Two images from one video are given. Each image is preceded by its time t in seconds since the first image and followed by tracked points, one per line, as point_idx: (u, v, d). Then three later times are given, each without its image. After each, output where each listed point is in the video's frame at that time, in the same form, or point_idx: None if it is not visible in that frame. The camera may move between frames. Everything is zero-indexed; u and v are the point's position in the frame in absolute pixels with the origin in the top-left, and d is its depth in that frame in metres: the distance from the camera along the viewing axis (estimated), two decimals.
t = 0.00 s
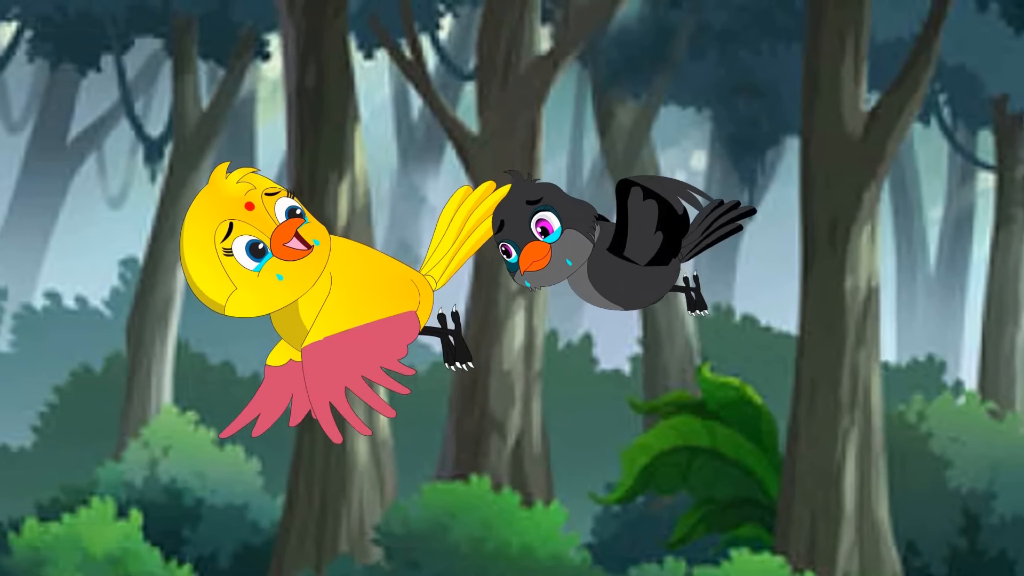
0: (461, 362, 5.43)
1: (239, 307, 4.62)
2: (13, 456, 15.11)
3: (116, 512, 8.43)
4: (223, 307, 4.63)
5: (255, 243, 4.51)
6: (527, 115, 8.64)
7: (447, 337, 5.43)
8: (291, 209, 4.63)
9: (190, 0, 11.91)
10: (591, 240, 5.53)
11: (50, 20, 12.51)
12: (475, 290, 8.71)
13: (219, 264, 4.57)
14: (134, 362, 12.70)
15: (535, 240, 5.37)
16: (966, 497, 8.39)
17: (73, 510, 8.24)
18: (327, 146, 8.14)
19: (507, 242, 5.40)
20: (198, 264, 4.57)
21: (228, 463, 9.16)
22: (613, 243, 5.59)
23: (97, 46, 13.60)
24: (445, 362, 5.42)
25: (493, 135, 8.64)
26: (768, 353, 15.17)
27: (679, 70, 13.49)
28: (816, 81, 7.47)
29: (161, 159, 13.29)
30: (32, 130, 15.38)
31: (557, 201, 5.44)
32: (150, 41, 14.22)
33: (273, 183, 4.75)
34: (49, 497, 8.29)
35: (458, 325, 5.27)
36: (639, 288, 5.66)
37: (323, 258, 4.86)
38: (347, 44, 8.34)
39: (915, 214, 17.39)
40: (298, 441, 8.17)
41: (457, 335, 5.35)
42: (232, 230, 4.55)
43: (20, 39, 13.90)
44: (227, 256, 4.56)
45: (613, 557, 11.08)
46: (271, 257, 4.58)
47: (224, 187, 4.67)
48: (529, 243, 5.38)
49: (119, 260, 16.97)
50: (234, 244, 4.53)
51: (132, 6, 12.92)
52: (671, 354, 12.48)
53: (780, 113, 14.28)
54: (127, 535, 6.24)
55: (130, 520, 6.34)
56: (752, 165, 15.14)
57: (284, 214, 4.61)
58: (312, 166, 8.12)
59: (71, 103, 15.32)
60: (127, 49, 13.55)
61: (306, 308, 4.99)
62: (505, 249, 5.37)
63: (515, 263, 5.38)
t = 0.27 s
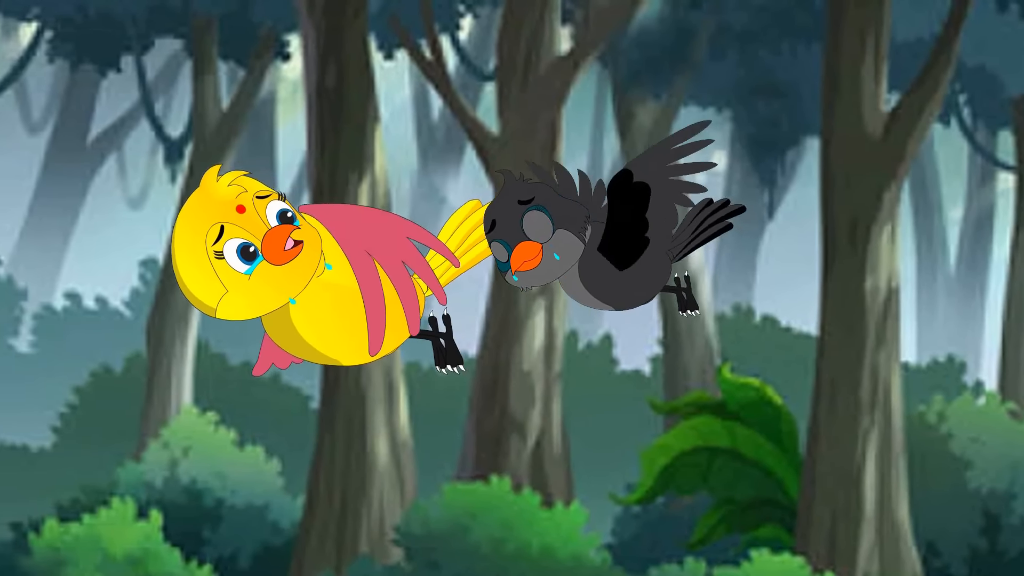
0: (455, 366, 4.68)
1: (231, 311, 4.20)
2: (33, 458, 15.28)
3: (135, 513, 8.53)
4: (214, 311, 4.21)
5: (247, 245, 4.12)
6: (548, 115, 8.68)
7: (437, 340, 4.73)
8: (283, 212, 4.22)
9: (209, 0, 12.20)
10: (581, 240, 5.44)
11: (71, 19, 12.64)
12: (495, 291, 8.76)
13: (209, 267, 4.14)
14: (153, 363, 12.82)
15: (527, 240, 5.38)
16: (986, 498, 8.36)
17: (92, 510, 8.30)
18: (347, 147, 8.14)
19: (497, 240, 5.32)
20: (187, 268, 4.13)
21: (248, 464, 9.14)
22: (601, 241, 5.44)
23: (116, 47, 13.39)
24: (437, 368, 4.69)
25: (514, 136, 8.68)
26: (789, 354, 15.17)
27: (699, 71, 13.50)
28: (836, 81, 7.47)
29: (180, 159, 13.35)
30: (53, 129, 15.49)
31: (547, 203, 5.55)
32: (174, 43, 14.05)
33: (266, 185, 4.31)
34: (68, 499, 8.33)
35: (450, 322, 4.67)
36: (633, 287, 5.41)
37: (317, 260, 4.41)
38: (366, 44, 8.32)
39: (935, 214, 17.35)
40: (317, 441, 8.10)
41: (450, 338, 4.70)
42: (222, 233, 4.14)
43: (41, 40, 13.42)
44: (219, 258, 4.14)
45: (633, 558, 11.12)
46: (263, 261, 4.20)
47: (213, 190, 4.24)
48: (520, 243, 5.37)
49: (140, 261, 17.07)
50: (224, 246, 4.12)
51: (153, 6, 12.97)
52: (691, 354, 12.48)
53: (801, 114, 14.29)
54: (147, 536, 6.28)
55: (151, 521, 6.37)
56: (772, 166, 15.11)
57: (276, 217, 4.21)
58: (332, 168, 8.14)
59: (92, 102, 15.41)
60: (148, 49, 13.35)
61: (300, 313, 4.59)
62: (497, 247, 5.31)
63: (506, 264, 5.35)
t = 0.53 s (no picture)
0: (455, 370, 4.77)
1: (231, 314, 4.52)
2: (62, 459, 15.43)
3: (166, 515, 8.41)
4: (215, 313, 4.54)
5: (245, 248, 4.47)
6: (578, 117, 8.75)
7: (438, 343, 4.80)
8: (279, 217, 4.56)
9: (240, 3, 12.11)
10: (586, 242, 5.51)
11: (99, 22, 12.50)
12: (525, 295, 8.82)
13: (210, 269, 4.50)
14: (184, 365, 12.98)
15: (529, 238, 5.12)
16: (1017, 499, 8.33)
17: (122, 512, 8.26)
18: (377, 149, 8.09)
19: (499, 236, 5.05)
20: (188, 269, 4.50)
21: (277, 466, 9.01)
22: (607, 246, 5.57)
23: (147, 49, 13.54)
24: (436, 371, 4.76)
25: (544, 138, 8.75)
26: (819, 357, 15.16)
27: (729, 73, 13.50)
28: (865, 83, 7.49)
29: (211, 161, 13.42)
30: (83, 131, 15.52)
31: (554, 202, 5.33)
32: (200, 47, 14.18)
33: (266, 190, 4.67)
34: (99, 501, 8.29)
35: (452, 325, 4.78)
36: (633, 288, 5.61)
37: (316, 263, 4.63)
38: (396, 46, 8.29)
39: (965, 216, 17.27)
40: (348, 443, 8.19)
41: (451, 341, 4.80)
42: (221, 237, 4.48)
43: (70, 41, 13.76)
44: (219, 262, 4.49)
45: (662, 560, 11.15)
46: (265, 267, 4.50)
47: (215, 194, 4.60)
48: (522, 240, 5.11)
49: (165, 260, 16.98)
50: (222, 250, 4.47)
51: (182, 9, 13.01)
52: (721, 357, 12.52)
53: (831, 117, 14.16)
54: (177, 538, 6.41)
55: (180, 524, 6.49)
56: (802, 168, 15.04)
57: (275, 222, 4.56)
58: (362, 170, 8.09)
59: (121, 104, 15.54)
60: (177, 52, 13.57)
61: (299, 314, 4.77)
62: (498, 242, 5.02)
63: (508, 259, 5.04)
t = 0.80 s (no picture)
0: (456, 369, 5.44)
1: (231, 313, 4.75)
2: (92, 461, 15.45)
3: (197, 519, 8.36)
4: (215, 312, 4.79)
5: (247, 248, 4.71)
6: (608, 120, 8.80)
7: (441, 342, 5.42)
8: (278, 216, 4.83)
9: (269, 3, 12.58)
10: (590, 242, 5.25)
11: (130, 25, 12.91)
12: (555, 298, 8.87)
13: (210, 268, 4.72)
14: (214, 366, 13.13)
15: (532, 236, 5.02)
16: None
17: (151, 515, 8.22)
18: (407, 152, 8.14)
19: (502, 233, 5.06)
20: (190, 272, 4.72)
21: (307, 468, 9.05)
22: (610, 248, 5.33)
23: (176, 51, 13.17)
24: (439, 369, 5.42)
25: (573, 140, 8.80)
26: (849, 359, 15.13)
27: (759, 75, 13.50)
28: (895, 86, 7.50)
29: (240, 164, 13.29)
30: (113, 135, 13.66)
31: (558, 200, 5.12)
32: (231, 46, 13.27)
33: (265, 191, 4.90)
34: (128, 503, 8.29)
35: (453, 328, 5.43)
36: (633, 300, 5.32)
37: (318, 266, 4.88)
38: (426, 48, 8.32)
39: (995, 218, 17.18)
40: (377, 445, 8.21)
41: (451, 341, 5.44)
42: (222, 238, 4.71)
43: (100, 44, 13.38)
44: (220, 262, 4.71)
45: (692, 563, 11.17)
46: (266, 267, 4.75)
47: (216, 195, 4.84)
48: (524, 238, 5.04)
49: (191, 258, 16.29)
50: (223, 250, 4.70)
51: (212, 12, 12.93)
52: (751, 359, 12.49)
53: (861, 118, 14.26)
54: (207, 540, 6.46)
55: (209, 526, 6.55)
56: (831, 170, 14.96)
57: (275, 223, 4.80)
58: (392, 171, 8.14)
59: (151, 107, 13.98)
60: (207, 54, 13.26)
61: (300, 315, 4.97)
62: (500, 240, 5.05)
63: (509, 256, 5.04)
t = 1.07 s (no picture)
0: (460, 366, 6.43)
1: (233, 312, 5.02)
2: (122, 463, 15.53)
3: (226, 521, 8.21)
4: (217, 311, 5.04)
5: (249, 248, 4.96)
6: (637, 122, 8.83)
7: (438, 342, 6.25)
8: (284, 215, 5.11)
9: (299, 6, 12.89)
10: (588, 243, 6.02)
11: (160, 27, 13.13)
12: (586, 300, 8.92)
13: (213, 270, 4.96)
14: (245, 368, 13.27)
15: (531, 243, 5.80)
16: None
17: (181, 518, 8.08)
18: (436, 155, 8.21)
19: (501, 242, 5.79)
20: (191, 271, 4.94)
21: (337, 471, 9.00)
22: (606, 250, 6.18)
23: (205, 54, 13.55)
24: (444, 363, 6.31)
25: (603, 142, 8.85)
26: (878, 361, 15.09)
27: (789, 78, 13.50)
28: (925, 88, 7.51)
29: (270, 166, 13.46)
30: (142, 138, 13.71)
31: (553, 205, 5.89)
32: (260, 48, 13.29)
33: (265, 190, 5.17)
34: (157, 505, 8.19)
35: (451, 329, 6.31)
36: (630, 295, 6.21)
37: (317, 265, 5.25)
38: (455, 49, 8.38)
39: None
40: (407, 448, 8.20)
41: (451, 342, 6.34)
42: (224, 237, 4.94)
43: (129, 46, 13.63)
44: (220, 261, 4.95)
45: (721, 565, 11.20)
46: (265, 264, 5.03)
47: (217, 194, 5.09)
48: (523, 245, 5.80)
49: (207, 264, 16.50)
50: (227, 249, 4.93)
51: (241, 14, 13.07)
52: (781, 362, 12.48)
53: (891, 121, 14.22)
54: (236, 543, 6.17)
55: (239, 528, 6.26)
56: (861, 173, 14.76)
57: (277, 219, 5.09)
58: (421, 173, 8.23)
59: (180, 109, 14.04)
60: (236, 57, 13.51)
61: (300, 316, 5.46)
62: (500, 249, 5.77)
63: (509, 263, 5.77)
